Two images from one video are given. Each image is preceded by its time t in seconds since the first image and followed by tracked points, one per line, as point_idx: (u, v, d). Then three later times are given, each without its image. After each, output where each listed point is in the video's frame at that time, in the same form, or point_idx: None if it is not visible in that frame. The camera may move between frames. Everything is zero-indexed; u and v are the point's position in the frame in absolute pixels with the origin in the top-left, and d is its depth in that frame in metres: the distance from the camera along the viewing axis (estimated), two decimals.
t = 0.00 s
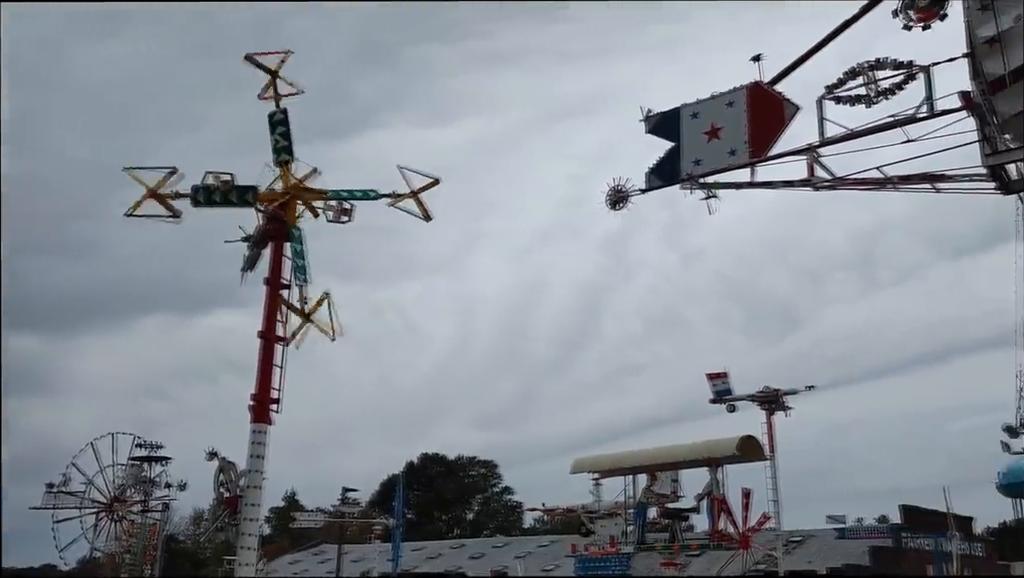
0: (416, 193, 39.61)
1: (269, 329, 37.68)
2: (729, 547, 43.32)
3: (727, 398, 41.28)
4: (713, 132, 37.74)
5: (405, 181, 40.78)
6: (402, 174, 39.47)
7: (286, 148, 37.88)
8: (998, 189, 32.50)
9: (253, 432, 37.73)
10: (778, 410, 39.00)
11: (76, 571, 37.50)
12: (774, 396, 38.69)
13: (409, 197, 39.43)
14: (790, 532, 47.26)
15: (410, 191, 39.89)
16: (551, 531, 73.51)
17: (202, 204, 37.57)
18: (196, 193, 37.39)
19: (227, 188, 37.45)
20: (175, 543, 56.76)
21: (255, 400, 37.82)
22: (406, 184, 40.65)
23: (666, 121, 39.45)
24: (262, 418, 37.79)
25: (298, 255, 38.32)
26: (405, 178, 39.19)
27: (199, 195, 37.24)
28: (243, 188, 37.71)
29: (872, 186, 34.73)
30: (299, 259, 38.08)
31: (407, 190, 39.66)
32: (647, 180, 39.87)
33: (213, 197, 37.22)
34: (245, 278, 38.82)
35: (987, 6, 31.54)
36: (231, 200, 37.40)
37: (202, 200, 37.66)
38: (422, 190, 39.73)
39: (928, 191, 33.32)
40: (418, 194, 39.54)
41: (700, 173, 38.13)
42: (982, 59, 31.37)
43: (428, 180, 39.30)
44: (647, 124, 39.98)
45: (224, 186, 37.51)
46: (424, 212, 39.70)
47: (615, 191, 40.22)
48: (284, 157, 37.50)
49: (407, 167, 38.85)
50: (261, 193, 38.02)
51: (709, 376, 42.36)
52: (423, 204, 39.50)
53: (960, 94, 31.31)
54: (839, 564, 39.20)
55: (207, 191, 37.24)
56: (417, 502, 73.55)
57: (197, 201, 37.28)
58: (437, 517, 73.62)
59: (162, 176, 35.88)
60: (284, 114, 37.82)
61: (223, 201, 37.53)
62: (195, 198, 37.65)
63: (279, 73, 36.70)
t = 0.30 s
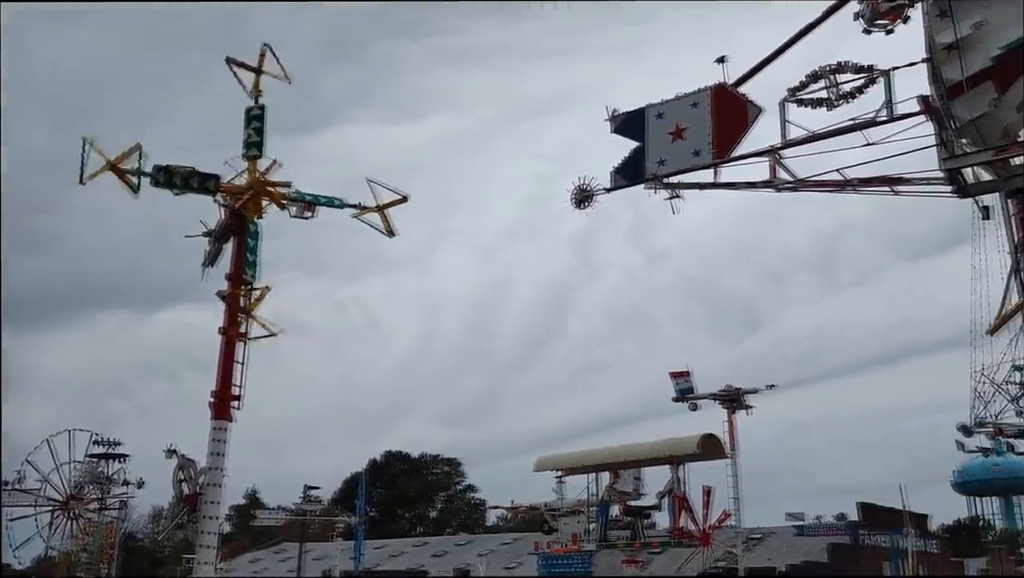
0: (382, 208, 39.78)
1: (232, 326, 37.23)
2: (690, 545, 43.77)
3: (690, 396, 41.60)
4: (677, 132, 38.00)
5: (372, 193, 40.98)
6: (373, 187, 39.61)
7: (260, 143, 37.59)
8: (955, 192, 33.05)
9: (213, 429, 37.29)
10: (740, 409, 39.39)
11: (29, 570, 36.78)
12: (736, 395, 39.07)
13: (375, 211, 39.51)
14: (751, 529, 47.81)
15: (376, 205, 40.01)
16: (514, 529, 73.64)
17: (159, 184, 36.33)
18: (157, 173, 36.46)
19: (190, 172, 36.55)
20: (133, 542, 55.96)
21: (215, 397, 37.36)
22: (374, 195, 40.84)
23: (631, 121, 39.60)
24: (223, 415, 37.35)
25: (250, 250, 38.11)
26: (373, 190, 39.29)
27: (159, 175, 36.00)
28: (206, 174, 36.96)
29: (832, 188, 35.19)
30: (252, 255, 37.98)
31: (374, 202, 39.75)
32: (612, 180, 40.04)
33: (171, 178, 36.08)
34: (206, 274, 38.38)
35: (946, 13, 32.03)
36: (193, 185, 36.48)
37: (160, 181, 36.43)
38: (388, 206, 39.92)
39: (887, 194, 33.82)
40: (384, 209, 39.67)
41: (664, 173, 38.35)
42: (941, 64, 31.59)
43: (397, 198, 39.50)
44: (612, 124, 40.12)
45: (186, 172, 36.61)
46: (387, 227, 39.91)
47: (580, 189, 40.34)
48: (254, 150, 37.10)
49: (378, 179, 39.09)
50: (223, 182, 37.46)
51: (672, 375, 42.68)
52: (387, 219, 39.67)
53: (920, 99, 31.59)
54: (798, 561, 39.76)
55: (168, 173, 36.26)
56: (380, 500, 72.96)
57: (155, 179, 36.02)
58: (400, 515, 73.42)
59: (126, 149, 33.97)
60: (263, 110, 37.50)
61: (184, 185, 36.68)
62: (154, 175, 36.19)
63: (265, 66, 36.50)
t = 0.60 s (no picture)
0: (344, 225, 40.12)
1: (191, 323, 36.86)
2: (649, 544, 44.23)
3: (652, 396, 41.89)
4: (641, 134, 38.26)
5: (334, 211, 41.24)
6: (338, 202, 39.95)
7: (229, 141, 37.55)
8: (911, 197, 33.69)
9: (171, 427, 36.85)
10: (701, 409, 39.72)
11: None
12: (698, 395, 39.43)
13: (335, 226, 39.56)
14: (710, 528, 48.32)
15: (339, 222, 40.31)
16: (476, 528, 73.65)
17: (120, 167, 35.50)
18: (118, 154, 35.67)
19: (154, 159, 35.89)
20: (88, 542, 55.14)
21: (174, 395, 36.96)
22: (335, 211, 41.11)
23: (596, 122, 39.83)
24: (181, 413, 36.95)
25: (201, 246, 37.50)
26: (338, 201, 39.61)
27: (120, 157, 35.33)
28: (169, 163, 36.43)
29: (792, 192, 35.69)
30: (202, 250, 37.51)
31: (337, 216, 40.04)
32: (576, 180, 40.24)
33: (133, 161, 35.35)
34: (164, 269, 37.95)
35: (905, 21, 32.52)
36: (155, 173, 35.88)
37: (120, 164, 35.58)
38: (351, 223, 40.29)
39: (845, 198, 34.38)
40: (345, 225, 40.05)
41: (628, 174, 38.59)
42: (898, 71, 32.35)
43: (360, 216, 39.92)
44: (577, 124, 40.39)
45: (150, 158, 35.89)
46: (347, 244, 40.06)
47: (544, 189, 40.49)
48: (222, 146, 37.12)
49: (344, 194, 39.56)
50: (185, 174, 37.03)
51: (634, 374, 42.91)
52: (348, 236, 39.91)
53: (878, 105, 32.78)
54: (756, 560, 40.26)
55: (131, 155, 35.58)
56: (341, 499, 72.58)
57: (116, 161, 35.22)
58: (362, 514, 73.06)
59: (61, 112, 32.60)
60: (237, 110, 37.50)
61: (144, 170, 35.94)
62: (115, 156, 35.36)
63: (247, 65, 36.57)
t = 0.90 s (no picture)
0: (313, 239, 40.39)
1: (163, 320, 36.54)
2: (622, 543, 44.34)
3: (625, 396, 42.02)
4: (616, 135, 38.37)
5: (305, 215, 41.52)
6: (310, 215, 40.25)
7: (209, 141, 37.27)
8: (882, 201, 34.05)
9: (141, 425, 36.47)
10: (674, 409, 39.87)
11: None
12: (671, 395, 39.59)
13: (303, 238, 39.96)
14: (683, 528, 48.56)
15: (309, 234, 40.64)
16: (450, 527, 73.61)
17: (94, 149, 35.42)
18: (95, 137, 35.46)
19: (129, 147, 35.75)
20: (56, 541, 54.48)
21: (144, 393, 36.64)
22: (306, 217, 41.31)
23: (571, 122, 39.91)
24: (152, 411, 36.61)
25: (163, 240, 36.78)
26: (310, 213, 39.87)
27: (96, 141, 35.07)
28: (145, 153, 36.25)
29: (765, 194, 35.97)
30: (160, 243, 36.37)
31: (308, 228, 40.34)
32: (551, 180, 40.30)
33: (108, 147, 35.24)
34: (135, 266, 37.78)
35: (877, 26, 32.76)
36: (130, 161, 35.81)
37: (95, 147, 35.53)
38: (320, 237, 40.57)
39: (817, 200, 34.71)
40: (316, 239, 40.38)
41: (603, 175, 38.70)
42: (870, 77, 32.59)
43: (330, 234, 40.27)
44: (553, 125, 40.42)
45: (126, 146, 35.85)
46: (313, 258, 40.35)
47: (520, 189, 40.51)
48: (201, 145, 36.94)
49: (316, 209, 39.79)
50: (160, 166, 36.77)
51: (608, 374, 43.03)
52: (315, 250, 40.28)
53: (849, 109, 32.93)
54: (727, 559, 40.54)
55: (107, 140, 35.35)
56: (314, 499, 72.17)
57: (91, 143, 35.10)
58: (335, 513, 72.63)
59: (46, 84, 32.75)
60: (224, 112, 37.07)
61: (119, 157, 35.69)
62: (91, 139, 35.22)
63: (242, 76, 35.80)
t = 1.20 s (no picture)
0: (278, 252, 40.09)
1: (131, 316, 36.07)
2: (592, 541, 44.21)
3: (598, 395, 42.05)
4: (590, 134, 38.33)
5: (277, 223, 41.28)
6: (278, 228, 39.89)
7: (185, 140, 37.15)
8: (852, 203, 34.36)
9: (108, 422, 35.99)
10: (647, 407, 39.94)
11: None
12: (643, 394, 39.63)
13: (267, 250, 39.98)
14: (654, 525, 48.72)
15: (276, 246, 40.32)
16: (421, 526, 73.38)
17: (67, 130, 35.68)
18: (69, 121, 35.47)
19: (101, 133, 35.72)
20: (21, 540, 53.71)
21: (111, 389, 36.18)
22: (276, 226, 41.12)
23: (545, 121, 39.81)
24: (119, 408, 36.16)
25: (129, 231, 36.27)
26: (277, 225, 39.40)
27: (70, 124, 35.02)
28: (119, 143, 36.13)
29: (737, 195, 36.12)
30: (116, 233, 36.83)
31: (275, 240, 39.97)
32: (524, 178, 40.21)
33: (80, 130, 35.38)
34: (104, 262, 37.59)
35: (848, 29, 32.73)
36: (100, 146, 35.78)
37: (69, 128, 35.71)
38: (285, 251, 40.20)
39: (788, 201, 34.89)
40: (281, 253, 40.02)
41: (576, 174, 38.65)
42: (841, 80, 32.67)
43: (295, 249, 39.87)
44: (526, 123, 40.30)
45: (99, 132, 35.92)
46: (274, 271, 40.08)
47: (493, 187, 40.37)
48: (178, 143, 37.01)
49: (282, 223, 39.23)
50: (132, 158, 36.48)
51: (580, 373, 43.04)
52: (278, 264, 40.00)
53: (821, 111, 33.15)
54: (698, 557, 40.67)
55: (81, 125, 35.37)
56: (284, 497, 71.86)
57: (65, 123, 35.41)
58: (306, 511, 72.35)
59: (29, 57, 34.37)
60: (206, 114, 37.53)
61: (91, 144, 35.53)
62: (66, 119, 35.48)
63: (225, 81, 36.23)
